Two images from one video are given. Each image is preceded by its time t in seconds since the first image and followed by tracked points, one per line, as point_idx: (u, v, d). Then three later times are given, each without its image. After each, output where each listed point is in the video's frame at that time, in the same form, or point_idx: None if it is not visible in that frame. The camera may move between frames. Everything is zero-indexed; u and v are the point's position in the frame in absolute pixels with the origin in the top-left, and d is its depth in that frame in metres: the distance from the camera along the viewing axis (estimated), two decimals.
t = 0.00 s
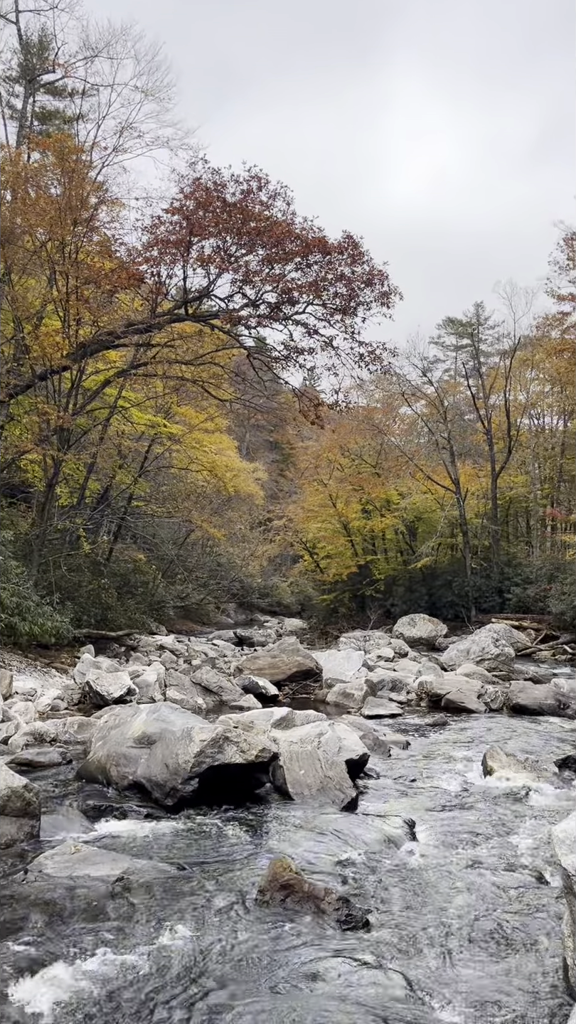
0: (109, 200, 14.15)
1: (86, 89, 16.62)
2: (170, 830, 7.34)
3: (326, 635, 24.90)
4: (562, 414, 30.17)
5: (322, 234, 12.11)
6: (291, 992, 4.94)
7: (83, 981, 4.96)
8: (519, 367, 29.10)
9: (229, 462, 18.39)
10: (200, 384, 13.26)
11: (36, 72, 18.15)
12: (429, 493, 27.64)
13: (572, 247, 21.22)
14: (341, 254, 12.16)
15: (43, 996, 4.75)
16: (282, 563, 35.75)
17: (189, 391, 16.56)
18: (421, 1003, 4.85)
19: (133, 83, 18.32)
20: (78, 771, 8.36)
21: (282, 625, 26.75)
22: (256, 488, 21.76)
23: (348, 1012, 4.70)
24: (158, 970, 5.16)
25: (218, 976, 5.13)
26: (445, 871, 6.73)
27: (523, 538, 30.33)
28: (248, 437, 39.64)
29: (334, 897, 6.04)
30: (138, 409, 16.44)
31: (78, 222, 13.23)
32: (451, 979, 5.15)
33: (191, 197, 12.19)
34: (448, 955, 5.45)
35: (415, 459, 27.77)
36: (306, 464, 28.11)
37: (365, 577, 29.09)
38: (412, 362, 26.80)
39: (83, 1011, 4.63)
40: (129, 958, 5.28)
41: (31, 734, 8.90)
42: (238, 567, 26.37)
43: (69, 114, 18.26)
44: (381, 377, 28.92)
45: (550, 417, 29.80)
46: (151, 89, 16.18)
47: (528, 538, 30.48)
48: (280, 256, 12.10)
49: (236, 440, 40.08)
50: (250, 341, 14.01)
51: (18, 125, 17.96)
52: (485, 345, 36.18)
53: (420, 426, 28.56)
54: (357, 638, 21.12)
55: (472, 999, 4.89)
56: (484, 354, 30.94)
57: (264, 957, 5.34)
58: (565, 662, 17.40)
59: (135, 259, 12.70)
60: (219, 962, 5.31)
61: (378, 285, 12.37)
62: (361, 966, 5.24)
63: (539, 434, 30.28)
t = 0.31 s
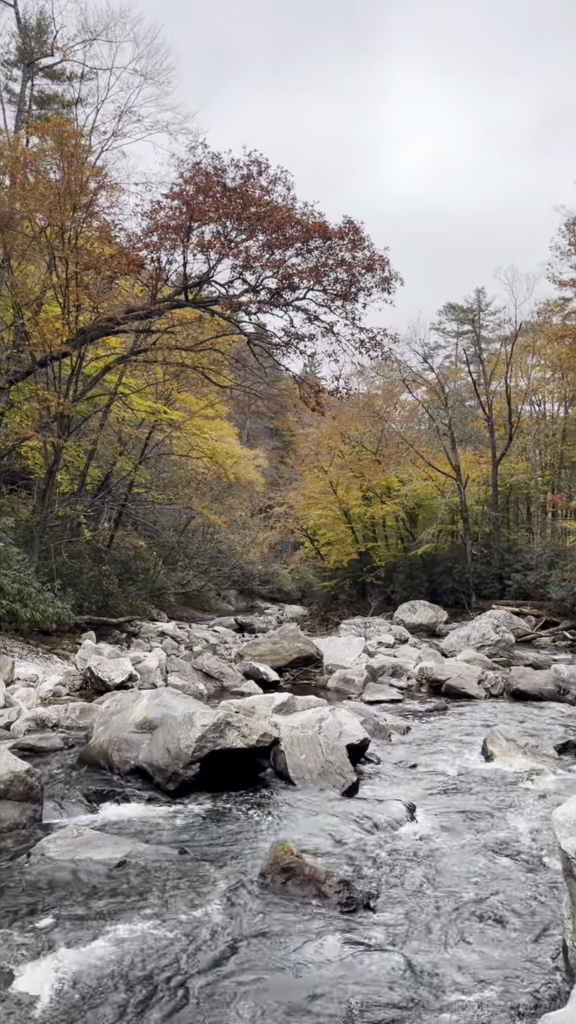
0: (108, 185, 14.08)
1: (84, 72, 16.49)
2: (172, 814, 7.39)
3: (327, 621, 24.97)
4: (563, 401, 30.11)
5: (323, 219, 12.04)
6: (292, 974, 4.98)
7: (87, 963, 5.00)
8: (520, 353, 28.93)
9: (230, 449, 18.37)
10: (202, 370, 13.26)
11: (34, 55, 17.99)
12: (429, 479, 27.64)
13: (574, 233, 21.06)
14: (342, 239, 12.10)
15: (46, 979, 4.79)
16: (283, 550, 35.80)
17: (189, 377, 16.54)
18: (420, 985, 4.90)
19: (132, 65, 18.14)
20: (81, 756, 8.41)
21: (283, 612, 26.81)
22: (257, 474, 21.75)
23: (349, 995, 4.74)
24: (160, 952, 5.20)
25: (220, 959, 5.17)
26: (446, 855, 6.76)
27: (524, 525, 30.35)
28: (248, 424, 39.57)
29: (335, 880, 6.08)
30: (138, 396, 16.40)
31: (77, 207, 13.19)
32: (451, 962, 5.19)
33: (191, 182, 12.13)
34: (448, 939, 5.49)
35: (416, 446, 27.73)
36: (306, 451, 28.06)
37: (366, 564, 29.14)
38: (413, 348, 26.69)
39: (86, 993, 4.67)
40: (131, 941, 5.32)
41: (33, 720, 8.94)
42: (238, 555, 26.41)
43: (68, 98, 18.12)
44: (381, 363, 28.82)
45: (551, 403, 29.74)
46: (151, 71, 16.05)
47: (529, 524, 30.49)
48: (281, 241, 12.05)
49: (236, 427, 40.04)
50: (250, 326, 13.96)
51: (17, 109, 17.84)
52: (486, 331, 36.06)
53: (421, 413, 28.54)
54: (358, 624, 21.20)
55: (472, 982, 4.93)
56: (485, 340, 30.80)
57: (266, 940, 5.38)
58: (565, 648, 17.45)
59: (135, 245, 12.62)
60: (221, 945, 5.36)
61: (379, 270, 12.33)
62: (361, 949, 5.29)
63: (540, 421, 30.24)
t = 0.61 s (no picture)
0: (109, 167, 14.00)
1: (85, 52, 16.35)
2: (174, 796, 7.44)
3: (329, 606, 25.07)
4: (566, 385, 29.98)
5: (325, 201, 11.95)
6: (294, 955, 5.02)
7: (90, 942, 5.05)
8: (523, 336, 28.55)
9: (231, 433, 18.33)
10: (204, 353, 13.26)
11: (34, 35, 17.83)
12: (431, 464, 27.60)
13: None
14: (344, 221, 12.02)
15: (50, 957, 4.83)
16: (285, 535, 35.84)
17: (190, 361, 16.50)
18: (422, 966, 4.93)
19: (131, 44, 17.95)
20: (84, 738, 8.46)
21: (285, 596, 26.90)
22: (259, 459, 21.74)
23: (350, 975, 4.77)
24: (163, 932, 5.25)
25: (222, 938, 5.22)
26: (447, 836, 6.80)
27: (526, 509, 30.36)
28: (250, 408, 39.51)
29: (337, 860, 6.12)
30: (140, 380, 16.34)
31: (78, 189, 13.14)
32: (452, 943, 5.22)
33: (192, 163, 12.05)
34: (449, 919, 5.53)
35: (418, 430, 27.68)
36: (308, 436, 27.97)
37: (367, 549, 29.48)
38: (415, 331, 26.54)
39: (89, 971, 4.71)
40: (134, 920, 5.36)
41: (37, 702, 8.99)
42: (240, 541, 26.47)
43: (68, 79, 17.97)
44: (384, 347, 28.69)
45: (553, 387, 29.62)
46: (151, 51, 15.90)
47: (531, 508, 30.49)
48: (282, 224, 11.96)
49: (238, 412, 39.98)
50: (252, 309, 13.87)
51: (17, 90, 17.70)
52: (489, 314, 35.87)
53: (424, 397, 28.43)
54: (360, 608, 21.26)
55: (473, 962, 4.96)
56: (488, 323, 30.60)
57: (268, 921, 5.42)
58: (566, 631, 17.49)
59: (136, 228, 12.53)
60: (223, 925, 5.40)
61: (382, 253, 12.27)
62: (363, 929, 5.32)
63: (542, 405, 30.16)
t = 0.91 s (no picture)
0: (110, 146, 13.91)
1: (85, 29, 16.17)
2: (178, 774, 7.49)
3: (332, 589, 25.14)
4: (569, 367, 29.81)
5: (327, 180, 11.85)
6: (297, 929, 5.09)
7: (95, 917, 5.11)
8: (527, 316, 28.18)
9: (234, 414, 18.28)
10: (206, 334, 13.22)
11: (33, 12, 17.63)
12: (434, 447, 27.55)
13: None
14: (347, 201, 11.94)
15: (56, 931, 4.90)
16: (288, 518, 35.84)
17: (192, 342, 16.44)
18: (424, 939, 4.99)
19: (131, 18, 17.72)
20: (87, 718, 8.52)
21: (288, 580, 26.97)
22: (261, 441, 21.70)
23: (353, 949, 4.84)
24: (167, 907, 5.31)
25: (224, 913, 5.28)
26: (449, 814, 6.86)
27: (529, 492, 30.33)
28: (253, 390, 39.40)
29: (340, 838, 6.18)
30: (142, 362, 16.31)
31: (78, 168, 13.10)
32: (453, 918, 5.27)
33: (194, 142, 11.95)
34: (451, 895, 5.58)
35: (421, 413, 27.59)
36: (310, 419, 27.86)
37: (370, 531, 29.69)
38: (418, 312, 26.35)
39: (95, 945, 4.78)
40: (139, 895, 5.43)
41: (41, 683, 9.05)
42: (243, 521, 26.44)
43: (68, 55, 17.78)
44: (387, 329, 28.51)
45: (557, 369, 29.46)
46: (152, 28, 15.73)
47: (534, 491, 30.46)
48: (285, 204, 11.85)
49: (240, 394, 39.91)
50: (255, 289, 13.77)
51: (16, 68, 17.53)
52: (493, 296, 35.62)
53: (427, 380, 28.27)
54: (362, 590, 21.31)
55: (475, 937, 5.02)
56: (491, 305, 30.35)
57: (271, 896, 5.49)
58: (568, 613, 17.53)
59: (137, 208, 12.41)
60: (227, 899, 5.47)
61: (385, 232, 12.17)
62: (365, 905, 5.38)
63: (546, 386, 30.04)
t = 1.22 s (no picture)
0: (111, 123, 13.85)
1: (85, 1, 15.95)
2: (182, 752, 7.54)
3: (334, 570, 25.22)
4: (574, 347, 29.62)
5: (331, 157, 11.73)
6: (299, 904, 5.13)
7: (98, 892, 5.17)
8: (532, 295, 27.92)
9: (237, 394, 18.20)
10: (209, 313, 13.18)
11: None
12: (437, 428, 27.45)
13: None
14: (350, 178, 11.81)
15: (60, 906, 4.95)
16: (291, 498, 35.89)
17: (195, 320, 16.37)
18: (425, 914, 5.03)
19: None
20: (92, 696, 8.59)
21: (291, 561, 27.04)
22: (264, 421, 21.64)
23: (354, 924, 4.88)
24: (171, 882, 5.37)
25: (228, 888, 5.33)
26: (450, 791, 6.90)
27: (532, 472, 30.25)
28: (255, 369, 39.27)
29: (342, 815, 6.23)
30: (144, 341, 16.28)
31: (79, 145, 13.04)
32: (455, 893, 5.32)
33: (196, 119, 11.88)
34: (453, 870, 5.63)
35: (425, 393, 27.47)
36: (314, 398, 28.15)
37: (374, 512, 29.68)
38: (422, 291, 26.14)
39: (98, 919, 4.84)
40: (143, 871, 5.48)
41: (45, 662, 9.10)
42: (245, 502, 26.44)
43: (67, 29, 17.58)
44: (391, 307, 28.30)
45: (561, 349, 29.26)
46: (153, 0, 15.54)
47: (537, 472, 30.40)
48: (288, 181, 11.76)
49: (243, 374, 39.80)
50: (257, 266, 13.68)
51: (16, 43, 17.35)
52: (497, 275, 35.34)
53: (431, 359, 28.11)
54: (365, 570, 21.37)
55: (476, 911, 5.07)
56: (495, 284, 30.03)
57: (274, 871, 5.54)
58: (571, 593, 17.54)
59: (139, 185, 12.31)
60: (229, 875, 5.52)
61: (389, 210, 12.08)
62: (367, 880, 5.43)
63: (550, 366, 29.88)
